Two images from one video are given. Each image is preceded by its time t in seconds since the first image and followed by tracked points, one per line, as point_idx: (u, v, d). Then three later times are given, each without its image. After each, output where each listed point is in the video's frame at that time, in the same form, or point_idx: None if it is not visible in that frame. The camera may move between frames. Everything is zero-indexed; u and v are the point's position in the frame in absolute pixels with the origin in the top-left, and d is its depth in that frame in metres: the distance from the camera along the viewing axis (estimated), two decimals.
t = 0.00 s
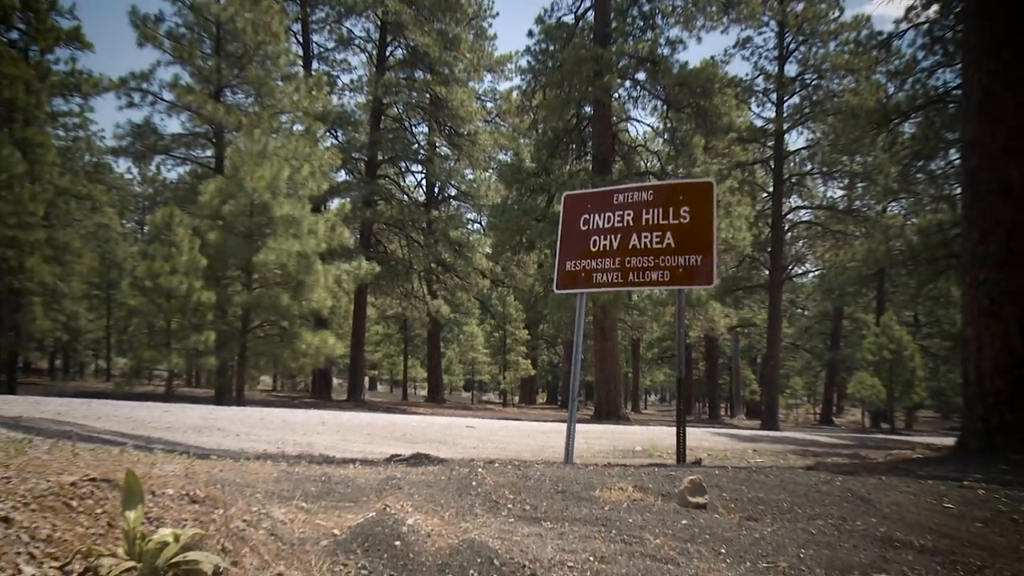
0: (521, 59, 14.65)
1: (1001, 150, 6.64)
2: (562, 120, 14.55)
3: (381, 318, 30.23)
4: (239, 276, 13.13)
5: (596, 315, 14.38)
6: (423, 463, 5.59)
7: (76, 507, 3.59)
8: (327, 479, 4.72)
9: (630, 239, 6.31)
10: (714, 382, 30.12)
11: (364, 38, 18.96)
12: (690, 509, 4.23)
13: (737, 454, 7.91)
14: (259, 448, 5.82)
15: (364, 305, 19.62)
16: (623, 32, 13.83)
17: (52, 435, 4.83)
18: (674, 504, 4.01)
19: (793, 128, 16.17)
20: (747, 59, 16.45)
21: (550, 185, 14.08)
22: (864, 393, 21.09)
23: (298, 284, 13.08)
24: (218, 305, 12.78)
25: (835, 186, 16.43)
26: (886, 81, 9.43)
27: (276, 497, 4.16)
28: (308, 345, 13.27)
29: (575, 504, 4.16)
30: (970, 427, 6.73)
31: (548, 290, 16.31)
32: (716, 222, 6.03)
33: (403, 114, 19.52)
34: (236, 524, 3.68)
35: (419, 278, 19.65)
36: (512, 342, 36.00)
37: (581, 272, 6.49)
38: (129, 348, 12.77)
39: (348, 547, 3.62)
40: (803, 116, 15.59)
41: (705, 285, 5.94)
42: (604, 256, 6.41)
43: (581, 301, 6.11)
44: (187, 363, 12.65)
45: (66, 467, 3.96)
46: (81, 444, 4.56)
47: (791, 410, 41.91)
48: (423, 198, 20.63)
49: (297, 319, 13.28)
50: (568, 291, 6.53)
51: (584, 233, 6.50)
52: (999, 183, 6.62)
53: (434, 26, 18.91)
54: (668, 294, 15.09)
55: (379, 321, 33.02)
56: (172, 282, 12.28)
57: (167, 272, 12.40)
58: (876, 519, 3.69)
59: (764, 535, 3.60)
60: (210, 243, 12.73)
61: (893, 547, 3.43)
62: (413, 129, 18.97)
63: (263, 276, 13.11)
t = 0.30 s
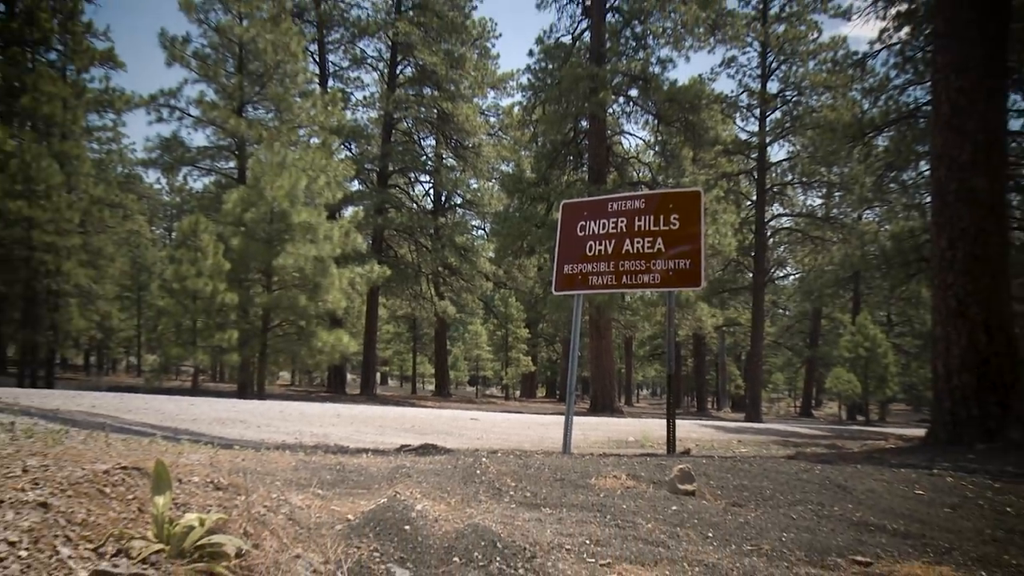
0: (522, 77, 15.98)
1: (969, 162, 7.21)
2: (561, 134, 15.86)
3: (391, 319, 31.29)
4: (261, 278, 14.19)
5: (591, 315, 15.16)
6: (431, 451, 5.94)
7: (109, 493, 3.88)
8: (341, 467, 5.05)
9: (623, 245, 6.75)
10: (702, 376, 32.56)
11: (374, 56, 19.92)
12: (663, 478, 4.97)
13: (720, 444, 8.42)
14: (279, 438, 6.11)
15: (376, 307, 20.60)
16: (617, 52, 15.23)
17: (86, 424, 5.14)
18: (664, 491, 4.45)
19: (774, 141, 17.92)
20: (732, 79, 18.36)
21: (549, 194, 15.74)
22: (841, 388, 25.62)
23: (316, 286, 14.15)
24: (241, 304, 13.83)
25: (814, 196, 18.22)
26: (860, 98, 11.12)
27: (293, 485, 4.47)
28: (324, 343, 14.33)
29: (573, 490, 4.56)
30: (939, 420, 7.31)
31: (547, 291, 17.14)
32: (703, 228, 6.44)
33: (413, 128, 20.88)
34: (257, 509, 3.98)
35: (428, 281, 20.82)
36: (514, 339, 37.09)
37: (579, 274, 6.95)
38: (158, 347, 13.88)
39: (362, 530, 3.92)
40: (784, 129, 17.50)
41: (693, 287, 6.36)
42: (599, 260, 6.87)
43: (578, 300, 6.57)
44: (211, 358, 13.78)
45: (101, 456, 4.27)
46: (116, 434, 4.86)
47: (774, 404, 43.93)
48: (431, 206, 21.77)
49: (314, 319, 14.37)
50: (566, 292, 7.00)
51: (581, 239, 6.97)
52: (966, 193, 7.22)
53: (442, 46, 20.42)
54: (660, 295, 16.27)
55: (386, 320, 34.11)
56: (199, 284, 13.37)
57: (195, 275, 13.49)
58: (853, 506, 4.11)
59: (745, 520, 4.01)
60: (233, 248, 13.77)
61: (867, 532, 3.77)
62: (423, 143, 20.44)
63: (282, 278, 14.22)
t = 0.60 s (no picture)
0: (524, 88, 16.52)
1: (947, 169, 7.95)
2: (560, 143, 16.12)
3: (399, 319, 32.05)
4: (277, 280, 15.29)
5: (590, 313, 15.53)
6: (440, 443, 6.15)
7: (136, 482, 4.12)
8: (353, 458, 5.29)
9: (620, 247, 6.97)
10: (694, 371, 33.56)
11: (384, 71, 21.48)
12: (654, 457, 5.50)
13: (713, 435, 8.66)
14: (294, 431, 6.30)
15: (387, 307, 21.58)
16: (614, 65, 15.78)
17: (110, 417, 5.37)
18: (659, 480, 4.74)
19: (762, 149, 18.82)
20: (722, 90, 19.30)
21: (550, 200, 15.98)
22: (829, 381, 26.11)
23: (330, 287, 15.19)
24: (259, 305, 14.95)
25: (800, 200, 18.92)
26: (844, 108, 11.75)
27: (309, 475, 4.71)
28: (337, 341, 15.39)
29: (573, 479, 4.83)
30: (919, 411, 8.00)
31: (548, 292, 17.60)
32: (695, 232, 6.67)
33: (421, 138, 22.07)
34: (274, 498, 4.21)
35: (436, 283, 21.79)
36: (517, 336, 37.93)
37: (578, 276, 7.17)
38: (181, 344, 14.94)
39: (373, 517, 4.16)
40: (772, 138, 18.13)
41: (686, 286, 6.58)
42: (597, 262, 7.09)
43: (578, 300, 6.78)
44: (231, 356, 14.86)
45: (126, 448, 4.50)
46: (140, 427, 5.06)
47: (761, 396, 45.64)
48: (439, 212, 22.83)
49: (328, 318, 15.44)
50: (566, 292, 7.22)
51: (580, 242, 7.19)
52: (943, 197, 7.95)
53: (447, 60, 21.75)
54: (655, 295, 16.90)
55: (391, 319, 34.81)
56: (219, 286, 14.40)
57: (216, 278, 14.50)
58: (837, 493, 4.42)
59: (737, 508, 4.26)
60: (252, 251, 14.92)
61: (852, 519, 4.06)
62: (428, 151, 21.66)
63: (297, 280, 15.30)
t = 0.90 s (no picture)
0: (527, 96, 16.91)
1: (930, 174, 8.27)
2: (562, 150, 16.42)
3: (406, 318, 32.67)
4: (292, 281, 16.15)
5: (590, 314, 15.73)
6: (446, 437, 6.34)
7: (158, 474, 4.31)
8: (364, 451, 5.49)
9: (619, 249, 7.16)
10: (690, 367, 34.91)
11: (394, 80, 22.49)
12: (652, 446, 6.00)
13: (708, 429, 8.86)
14: (307, 425, 6.50)
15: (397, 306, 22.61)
16: (612, 76, 16.12)
17: (129, 411, 5.57)
18: (657, 472, 4.96)
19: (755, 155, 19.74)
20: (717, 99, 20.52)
21: (552, 204, 16.46)
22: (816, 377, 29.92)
23: (342, 287, 15.99)
24: (274, 305, 15.85)
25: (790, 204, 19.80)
26: (833, 116, 12.37)
27: (321, 466, 4.92)
28: (349, 339, 16.19)
29: (574, 472, 5.04)
30: (904, 407, 8.30)
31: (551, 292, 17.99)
32: (691, 235, 6.85)
33: (428, 145, 22.83)
34: (289, 489, 4.41)
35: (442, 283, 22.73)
36: (521, 335, 38.60)
37: (579, 277, 7.36)
38: (202, 342, 15.88)
39: (383, 506, 4.38)
40: (763, 146, 19.17)
41: (681, 287, 6.76)
42: (597, 263, 7.28)
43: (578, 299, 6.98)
44: (247, 353, 15.69)
45: (147, 441, 4.71)
46: (160, 422, 5.23)
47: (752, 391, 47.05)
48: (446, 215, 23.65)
49: (340, 318, 16.23)
50: (567, 293, 7.42)
51: (581, 244, 7.38)
52: (927, 202, 8.28)
53: (454, 71, 22.47)
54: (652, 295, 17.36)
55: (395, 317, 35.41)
56: (236, 286, 15.32)
57: (233, 279, 15.42)
58: (826, 485, 4.66)
59: (731, 499, 4.47)
60: (267, 254, 15.74)
61: (839, 508, 4.29)
62: (436, 158, 22.53)
63: (310, 281, 16.12)
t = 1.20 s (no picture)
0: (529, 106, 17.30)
1: (914, 180, 8.50)
2: (562, 156, 16.64)
3: (415, 318, 33.18)
4: (304, 282, 16.73)
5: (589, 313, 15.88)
6: (451, 431, 6.54)
7: (176, 468, 4.52)
8: (373, 445, 5.70)
9: (617, 252, 7.35)
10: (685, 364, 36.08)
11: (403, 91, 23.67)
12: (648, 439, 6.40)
13: (703, 424, 9.07)
14: (320, 421, 6.68)
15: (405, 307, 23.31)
16: (611, 86, 16.38)
17: (145, 407, 5.74)
18: (654, 465, 5.16)
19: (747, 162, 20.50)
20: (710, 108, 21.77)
21: (553, 209, 16.59)
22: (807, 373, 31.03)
23: (352, 288, 16.58)
24: (288, 306, 16.43)
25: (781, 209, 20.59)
26: (820, 125, 13.10)
27: (333, 460, 5.11)
28: (359, 338, 16.83)
29: (574, 465, 5.23)
30: (890, 402, 8.58)
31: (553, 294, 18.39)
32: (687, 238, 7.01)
33: (435, 152, 23.78)
34: (302, 482, 4.61)
35: (449, 285, 23.63)
36: (523, 334, 39.07)
37: (579, 278, 7.55)
38: (217, 341, 16.18)
39: (393, 497, 4.58)
40: (755, 153, 19.81)
41: (676, 288, 6.91)
42: (596, 265, 7.46)
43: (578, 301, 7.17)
44: (262, 353, 16.16)
45: (166, 436, 4.91)
46: (179, 418, 5.43)
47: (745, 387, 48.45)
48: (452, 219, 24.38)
49: (350, 318, 16.82)
50: (567, 294, 7.61)
51: (580, 247, 7.58)
52: (912, 207, 8.52)
53: (459, 81, 23.47)
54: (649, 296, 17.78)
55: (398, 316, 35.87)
56: (252, 288, 15.69)
57: (248, 280, 15.77)
58: (817, 478, 4.84)
59: (726, 492, 4.66)
60: (281, 256, 16.28)
61: (829, 500, 4.49)
62: (443, 165, 23.42)
63: (322, 282, 16.69)
